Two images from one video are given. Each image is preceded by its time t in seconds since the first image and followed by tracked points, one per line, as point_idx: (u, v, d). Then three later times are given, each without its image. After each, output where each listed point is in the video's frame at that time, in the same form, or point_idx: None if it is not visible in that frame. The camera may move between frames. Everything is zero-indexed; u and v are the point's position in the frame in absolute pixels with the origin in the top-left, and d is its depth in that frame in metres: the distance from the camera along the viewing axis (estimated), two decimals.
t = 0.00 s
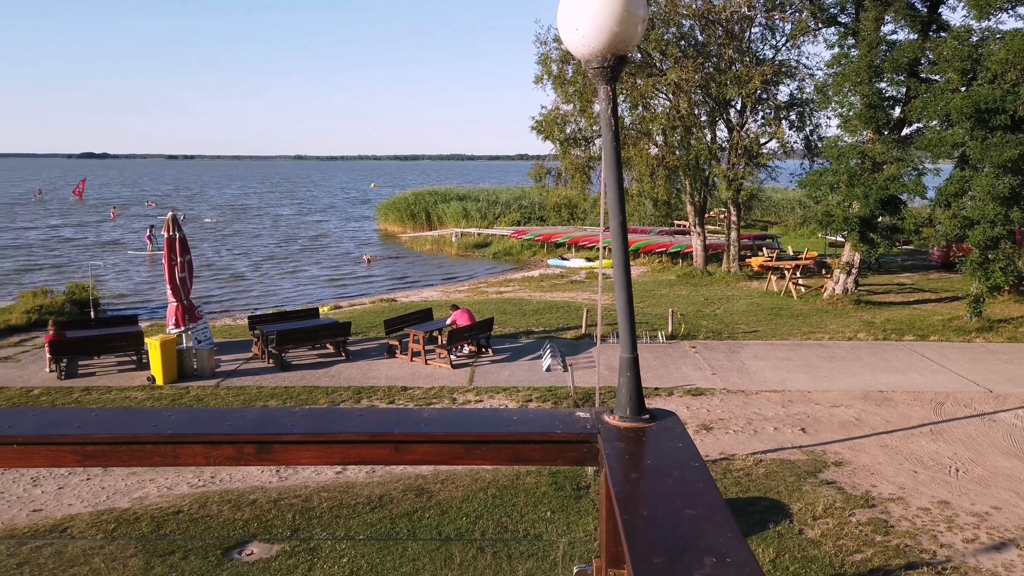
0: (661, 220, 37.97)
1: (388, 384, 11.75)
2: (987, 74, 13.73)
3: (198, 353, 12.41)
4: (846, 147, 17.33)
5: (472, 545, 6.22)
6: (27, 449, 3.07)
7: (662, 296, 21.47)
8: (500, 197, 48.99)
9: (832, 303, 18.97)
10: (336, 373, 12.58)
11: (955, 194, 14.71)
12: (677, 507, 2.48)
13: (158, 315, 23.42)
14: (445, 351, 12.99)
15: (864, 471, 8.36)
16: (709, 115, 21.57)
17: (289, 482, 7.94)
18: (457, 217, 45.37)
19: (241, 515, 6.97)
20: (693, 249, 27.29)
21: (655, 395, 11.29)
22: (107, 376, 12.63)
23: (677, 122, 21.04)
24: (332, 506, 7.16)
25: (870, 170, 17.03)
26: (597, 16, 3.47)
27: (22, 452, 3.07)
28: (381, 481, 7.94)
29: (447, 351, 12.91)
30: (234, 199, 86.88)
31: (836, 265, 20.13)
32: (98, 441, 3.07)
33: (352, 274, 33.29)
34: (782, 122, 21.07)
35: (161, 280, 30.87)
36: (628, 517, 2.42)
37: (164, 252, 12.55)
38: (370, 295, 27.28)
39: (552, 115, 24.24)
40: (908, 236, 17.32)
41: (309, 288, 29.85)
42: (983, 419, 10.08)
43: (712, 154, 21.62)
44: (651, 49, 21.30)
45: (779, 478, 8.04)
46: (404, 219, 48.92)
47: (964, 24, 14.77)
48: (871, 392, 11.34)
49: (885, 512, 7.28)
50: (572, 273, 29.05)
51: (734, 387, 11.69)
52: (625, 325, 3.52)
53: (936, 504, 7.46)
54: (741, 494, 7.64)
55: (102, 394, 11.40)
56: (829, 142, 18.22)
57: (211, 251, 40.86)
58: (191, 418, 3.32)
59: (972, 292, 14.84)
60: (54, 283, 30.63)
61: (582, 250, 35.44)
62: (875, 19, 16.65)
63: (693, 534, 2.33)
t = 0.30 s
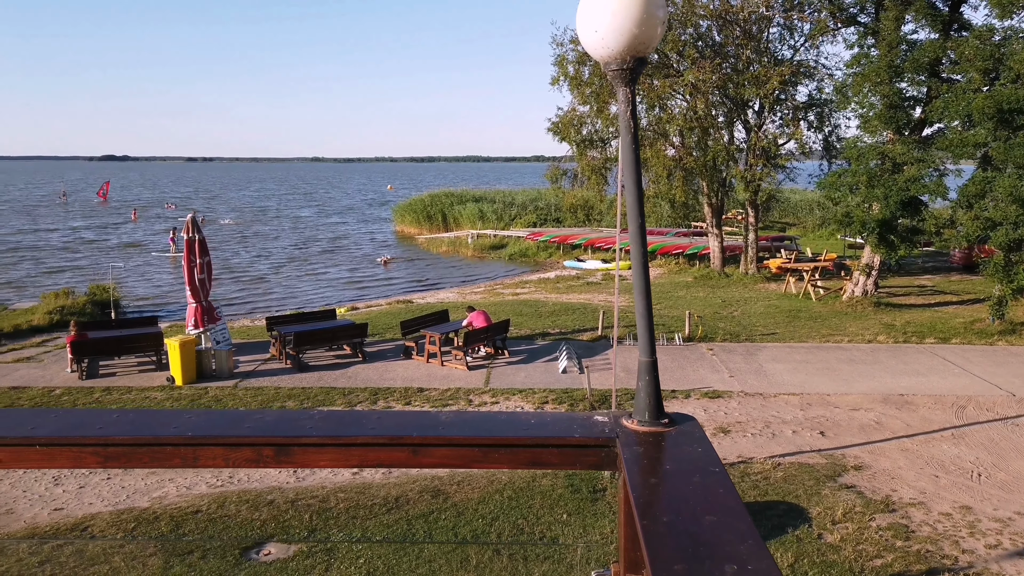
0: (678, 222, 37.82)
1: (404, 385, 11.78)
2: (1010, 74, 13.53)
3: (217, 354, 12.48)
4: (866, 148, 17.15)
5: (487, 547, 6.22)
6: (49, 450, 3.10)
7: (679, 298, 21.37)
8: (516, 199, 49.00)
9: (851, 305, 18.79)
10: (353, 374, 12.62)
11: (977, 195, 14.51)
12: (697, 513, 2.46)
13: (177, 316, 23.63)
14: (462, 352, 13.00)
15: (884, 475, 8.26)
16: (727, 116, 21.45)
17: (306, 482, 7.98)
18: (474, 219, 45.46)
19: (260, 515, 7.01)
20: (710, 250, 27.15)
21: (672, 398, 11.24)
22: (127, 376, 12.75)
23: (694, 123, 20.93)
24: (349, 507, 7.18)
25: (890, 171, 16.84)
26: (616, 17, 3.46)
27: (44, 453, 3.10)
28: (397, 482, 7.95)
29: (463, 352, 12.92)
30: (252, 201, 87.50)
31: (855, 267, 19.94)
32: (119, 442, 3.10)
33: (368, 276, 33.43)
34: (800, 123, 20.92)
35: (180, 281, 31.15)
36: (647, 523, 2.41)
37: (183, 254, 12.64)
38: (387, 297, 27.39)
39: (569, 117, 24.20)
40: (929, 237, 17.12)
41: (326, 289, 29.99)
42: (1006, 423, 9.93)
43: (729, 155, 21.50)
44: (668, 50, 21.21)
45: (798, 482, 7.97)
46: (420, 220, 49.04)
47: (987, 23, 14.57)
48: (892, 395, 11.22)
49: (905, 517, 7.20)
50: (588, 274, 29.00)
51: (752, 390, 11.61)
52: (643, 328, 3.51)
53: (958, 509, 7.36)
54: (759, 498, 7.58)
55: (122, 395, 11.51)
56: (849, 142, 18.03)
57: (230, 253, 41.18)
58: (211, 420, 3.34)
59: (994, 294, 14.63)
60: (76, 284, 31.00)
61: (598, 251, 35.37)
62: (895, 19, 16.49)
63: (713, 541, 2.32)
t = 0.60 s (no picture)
0: (695, 225, 37.65)
1: (421, 388, 11.79)
2: None
3: (235, 355, 12.57)
4: (885, 149, 16.98)
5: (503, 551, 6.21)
6: (71, 454, 3.13)
7: (697, 301, 21.26)
8: (532, 201, 48.99)
9: (871, 308, 18.61)
10: (369, 377, 12.67)
11: (1000, 196, 14.31)
12: (718, 522, 2.44)
13: (196, 318, 23.84)
14: (478, 355, 13.01)
15: (905, 481, 8.16)
16: (744, 118, 21.34)
17: (323, 484, 8.01)
18: (490, 221, 45.54)
19: (277, 517, 7.04)
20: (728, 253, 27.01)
21: (689, 401, 11.19)
22: (147, 378, 12.88)
23: (712, 125, 20.82)
24: (365, 509, 7.20)
25: (910, 173, 16.65)
26: (635, 20, 3.46)
27: (67, 456, 3.14)
28: (414, 484, 7.96)
29: (480, 355, 12.93)
30: (271, 204, 88.19)
31: (875, 269, 19.74)
32: (139, 446, 3.12)
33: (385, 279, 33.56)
34: (819, 124, 20.76)
35: (199, 284, 31.42)
36: (666, 531, 2.39)
37: (203, 257, 12.75)
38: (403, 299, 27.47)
39: (585, 119, 24.17)
40: (950, 239, 16.92)
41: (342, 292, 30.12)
42: None
43: (747, 157, 21.37)
44: (685, 52, 21.12)
45: (817, 487, 7.89)
46: (437, 223, 49.18)
47: (1009, 22, 14.38)
48: (913, 399, 11.08)
49: (927, 523, 7.10)
50: (605, 277, 28.94)
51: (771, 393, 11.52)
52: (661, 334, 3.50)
53: (981, 515, 7.25)
54: (777, 503, 7.52)
55: (142, 396, 11.63)
56: (868, 143, 17.86)
57: (248, 255, 41.50)
58: (230, 424, 3.36)
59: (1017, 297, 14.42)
60: (97, 286, 31.37)
61: (615, 253, 35.29)
62: (915, 19, 16.33)
63: (733, 550, 2.29)
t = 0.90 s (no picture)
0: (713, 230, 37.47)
1: (438, 394, 11.79)
2: None
3: (254, 361, 12.66)
4: (906, 153, 16.79)
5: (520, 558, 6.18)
6: (93, 461, 3.16)
7: (715, 306, 21.12)
8: (549, 207, 48.98)
9: (892, 314, 18.39)
10: (387, 383, 12.69)
11: None
12: (740, 533, 2.41)
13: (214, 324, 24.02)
14: (495, 361, 13.00)
15: (928, 489, 8.04)
16: (762, 123, 21.22)
17: (341, 489, 8.03)
18: (507, 227, 45.59)
19: (295, 522, 7.06)
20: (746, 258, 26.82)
21: (708, 408, 11.11)
22: (167, 383, 12.99)
23: (729, 130, 20.67)
24: (383, 515, 7.21)
25: (932, 177, 16.46)
26: (654, 28, 3.44)
27: (89, 463, 3.16)
28: (431, 491, 7.95)
29: (497, 361, 12.92)
30: (289, 211, 88.84)
31: (896, 274, 19.52)
32: (159, 454, 3.14)
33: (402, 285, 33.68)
34: (838, 128, 20.60)
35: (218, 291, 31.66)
36: (687, 543, 2.37)
37: (222, 263, 12.85)
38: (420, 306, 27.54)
39: (602, 124, 24.13)
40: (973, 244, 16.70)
41: (359, 298, 30.24)
42: None
43: (765, 162, 21.24)
44: (702, 57, 21.03)
45: (838, 495, 7.80)
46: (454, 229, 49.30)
47: None
48: (935, 406, 10.94)
49: (951, 532, 6.99)
50: (622, 282, 28.86)
51: (790, 400, 11.41)
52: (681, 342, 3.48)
53: (1006, 524, 7.13)
54: (797, 511, 7.44)
55: (162, 402, 11.73)
56: (888, 147, 17.67)
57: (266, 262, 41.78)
58: (250, 432, 3.38)
59: None
60: (118, 293, 31.71)
61: (632, 259, 35.17)
62: (935, 22, 16.16)
63: (756, 562, 2.26)
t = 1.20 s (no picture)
0: (730, 235, 37.28)
1: (454, 399, 11.78)
2: None
3: (272, 366, 12.73)
4: (926, 157, 16.60)
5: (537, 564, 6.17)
6: (114, 468, 3.18)
7: (732, 312, 20.99)
8: (565, 211, 48.91)
9: (912, 320, 18.18)
10: (403, 387, 12.71)
11: None
12: (762, 545, 2.38)
13: (232, 329, 24.18)
14: (511, 366, 12.98)
15: (950, 498, 7.92)
16: (780, 127, 21.09)
17: (357, 494, 8.04)
18: (522, 232, 45.60)
19: (312, 526, 7.08)
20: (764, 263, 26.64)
21: (726, 414, 11.02)
22: (185, 388, 13.09)
23: (747, 134, 20.53)
24: (399, 520, 7.20)
25: (953, 181, 16.27)
26: (673, 34, 3.43)
27: (110, 470, 3.18)
28: (447, 496, 7.94)
29: (512, 366, 12.90)
30: (307, 216, 89.42)
31: (917, 280, 19.30)
32: (179, 460, 3.15)
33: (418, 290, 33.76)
34: (857, 132, 20.43)
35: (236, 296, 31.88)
36: (709, 554, 2.34)
37: (240, 268, 12.93)
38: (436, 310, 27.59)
39: (618, 129, 24.07)
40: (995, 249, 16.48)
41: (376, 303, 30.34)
42: None
43: (783, 166, 21.09)
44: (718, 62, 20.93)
45: (858, 503, 7.70)
46: (469, 234, 49.37)
47: None
48: (957, 413, 10.79)
49: (973, 541, 6.88)
50: (638, 287, 28.76)
51: (809, 407, 11.31)
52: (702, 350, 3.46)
53: None
54: (817, 519, 7.36)
55: (181, 406, 11.81)
56: (908, 151, 17.49)
57: (283, 267, 42.05)
58: (269, 439, 3.39)
59: None
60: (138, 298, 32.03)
61: (648, 263, 35.06)
62: (956, 25, 15.99)
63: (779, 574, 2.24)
